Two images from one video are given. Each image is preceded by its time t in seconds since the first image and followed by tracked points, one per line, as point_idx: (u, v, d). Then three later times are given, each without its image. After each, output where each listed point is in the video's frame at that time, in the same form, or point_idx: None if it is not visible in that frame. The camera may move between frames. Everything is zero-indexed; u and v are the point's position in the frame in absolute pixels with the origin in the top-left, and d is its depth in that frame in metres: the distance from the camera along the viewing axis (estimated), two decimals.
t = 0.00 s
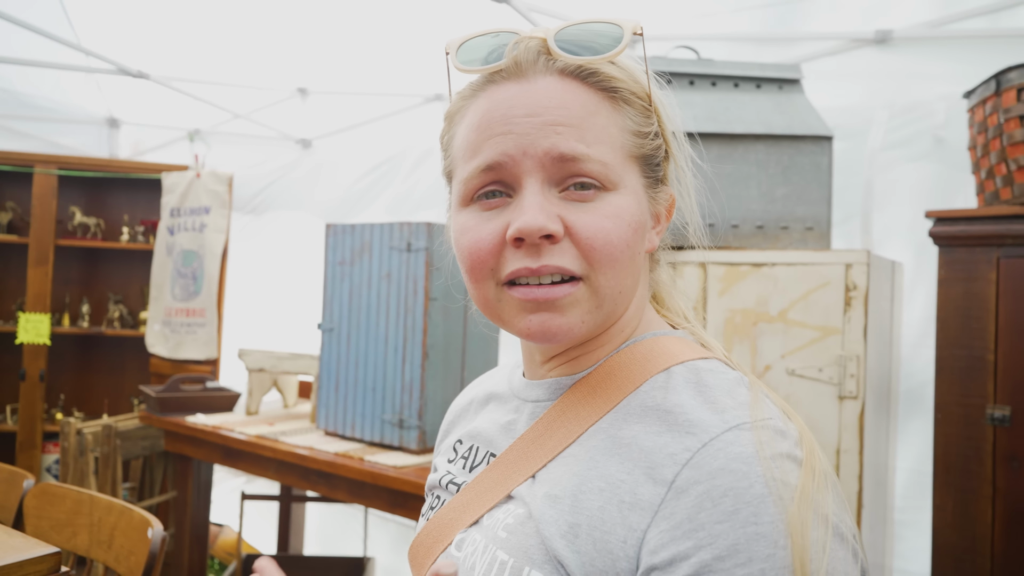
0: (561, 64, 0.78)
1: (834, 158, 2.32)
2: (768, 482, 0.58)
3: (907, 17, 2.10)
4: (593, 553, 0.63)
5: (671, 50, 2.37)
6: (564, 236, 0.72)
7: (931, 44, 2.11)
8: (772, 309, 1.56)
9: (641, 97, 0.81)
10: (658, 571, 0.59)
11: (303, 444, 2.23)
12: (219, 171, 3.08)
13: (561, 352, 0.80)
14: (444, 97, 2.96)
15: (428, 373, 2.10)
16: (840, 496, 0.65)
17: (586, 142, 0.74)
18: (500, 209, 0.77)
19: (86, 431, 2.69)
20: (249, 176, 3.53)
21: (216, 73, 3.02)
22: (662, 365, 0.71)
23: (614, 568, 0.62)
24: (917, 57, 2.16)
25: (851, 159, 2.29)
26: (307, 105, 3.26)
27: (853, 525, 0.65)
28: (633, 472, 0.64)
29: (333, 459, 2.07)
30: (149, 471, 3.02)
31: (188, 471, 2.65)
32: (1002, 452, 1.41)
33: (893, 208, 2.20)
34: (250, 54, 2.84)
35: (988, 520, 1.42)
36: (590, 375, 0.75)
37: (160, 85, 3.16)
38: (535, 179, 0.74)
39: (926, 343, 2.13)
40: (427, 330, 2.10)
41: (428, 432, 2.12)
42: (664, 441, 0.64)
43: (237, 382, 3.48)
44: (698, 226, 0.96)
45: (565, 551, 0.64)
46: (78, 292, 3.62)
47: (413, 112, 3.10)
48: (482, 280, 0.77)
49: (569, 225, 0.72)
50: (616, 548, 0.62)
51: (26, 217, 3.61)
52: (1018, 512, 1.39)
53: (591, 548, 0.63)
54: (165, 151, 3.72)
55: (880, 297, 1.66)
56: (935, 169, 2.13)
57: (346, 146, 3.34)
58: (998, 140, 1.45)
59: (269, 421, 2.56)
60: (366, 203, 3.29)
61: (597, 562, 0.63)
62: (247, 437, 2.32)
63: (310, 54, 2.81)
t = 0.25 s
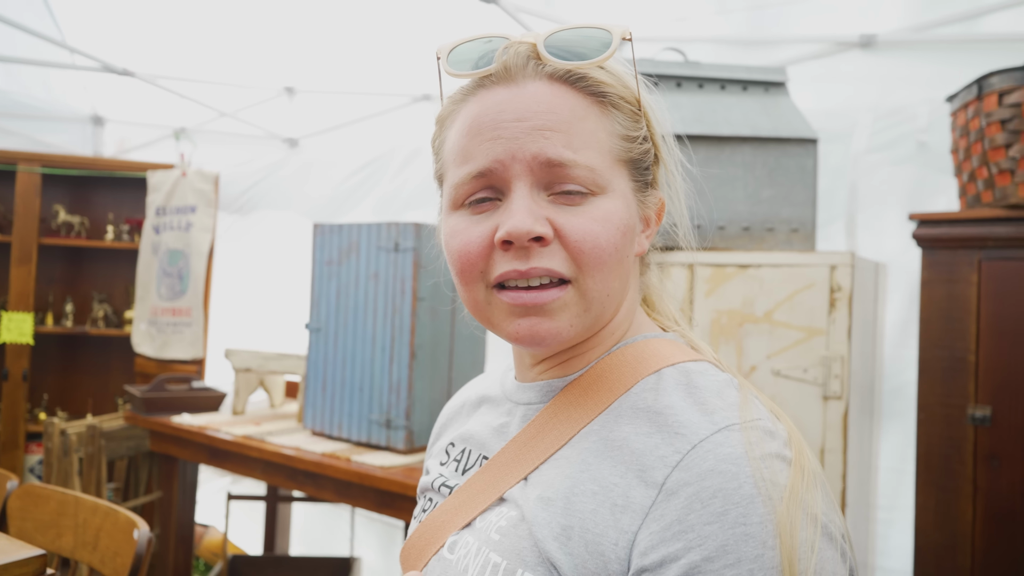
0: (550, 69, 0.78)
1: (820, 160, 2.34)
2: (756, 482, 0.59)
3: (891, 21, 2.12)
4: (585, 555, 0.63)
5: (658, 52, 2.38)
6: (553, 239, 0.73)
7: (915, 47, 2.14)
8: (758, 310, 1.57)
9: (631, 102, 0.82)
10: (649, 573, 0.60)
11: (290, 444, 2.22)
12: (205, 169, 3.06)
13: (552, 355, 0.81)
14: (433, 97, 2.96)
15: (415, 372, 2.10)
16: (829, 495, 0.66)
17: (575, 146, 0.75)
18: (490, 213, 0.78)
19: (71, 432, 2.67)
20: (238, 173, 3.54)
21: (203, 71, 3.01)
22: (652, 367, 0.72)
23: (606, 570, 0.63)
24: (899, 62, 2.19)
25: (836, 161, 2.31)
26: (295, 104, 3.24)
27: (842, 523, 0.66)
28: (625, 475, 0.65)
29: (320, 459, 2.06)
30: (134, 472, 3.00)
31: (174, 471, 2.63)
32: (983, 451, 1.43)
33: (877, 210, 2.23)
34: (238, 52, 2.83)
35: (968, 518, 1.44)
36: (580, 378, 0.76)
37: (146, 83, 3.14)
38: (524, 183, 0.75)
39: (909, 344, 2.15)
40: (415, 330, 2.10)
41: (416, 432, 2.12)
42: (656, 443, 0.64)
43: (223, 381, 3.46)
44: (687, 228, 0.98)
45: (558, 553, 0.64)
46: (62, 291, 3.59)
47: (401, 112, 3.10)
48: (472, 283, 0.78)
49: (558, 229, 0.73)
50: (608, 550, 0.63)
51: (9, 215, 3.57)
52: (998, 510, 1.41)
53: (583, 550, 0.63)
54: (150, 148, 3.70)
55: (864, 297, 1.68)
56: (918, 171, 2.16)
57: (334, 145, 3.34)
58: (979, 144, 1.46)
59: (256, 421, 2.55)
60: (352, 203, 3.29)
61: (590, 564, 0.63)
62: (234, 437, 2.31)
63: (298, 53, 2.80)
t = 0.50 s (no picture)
0: (561, 69, 0.79)
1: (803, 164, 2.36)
2: (747, 488, 0.60)
3: (874, 28, 2.15)
4: (576, 561, 0.64)
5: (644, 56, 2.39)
6: (546, 233, 0.73)
7: (896, 54, 2.17)
8: (744, 313, 1.59)
9: (636, 111, 0.83)
10: None
11: (275, 446, 2.21)
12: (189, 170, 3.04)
13: (544, 356, 0.81)
14: (419, 98, 2.96)
15: (401, 375, 2.10)
16: (818, 499, 0.67)
17: (578, 144, 0.76)
18: (487, 203, 0.78)
19: (51, 435, 2.63)
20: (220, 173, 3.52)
21: (186, 71, 2.98)
22: (643, 373, 0.72)
23: None
24: (882, 67, 2.22)
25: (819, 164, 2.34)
26: (279, 104, 3.23)
27: (831, 527, 0.67)
28: (617, 481, 0.65)
29: (305, 462, 2.05)
30: (116, 475, 2.96)
31: (156, 474, 2.61)
32: (963, 452, 1.45)
33: (860, 214, 2.25)
34: (223, 52, 2.81)
35: (949, 518, 1.46)
36: (574, 383, 0.77)
37: (129, 82, 3.11)
38: (525, 175, 0.76)
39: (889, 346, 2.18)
40: (401, 333, 2.09)
41: (401, 435, 2.11)
42: (648, 448, 0.65)
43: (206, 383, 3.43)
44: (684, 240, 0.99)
45: (549, 559, 0.64)
46: (42, 292, 3.54)
47: (387, 113, 3.10)
48: (463, 272, 0.78)
49: (552, 224, 0.73)
50: (599, 556, 0.63)
51: None
52: (978, 511, 1.43)
53: (575, 556, 0.64)
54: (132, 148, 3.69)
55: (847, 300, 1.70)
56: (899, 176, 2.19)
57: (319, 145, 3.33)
58: (960, 150, 1.49)
59: (240, 424, 2.53)
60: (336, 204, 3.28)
61: (582, 569, 0.64)
62: (218, 439, 2.29)
63: (283, 54, 2.78)
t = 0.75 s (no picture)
0: (543, 78, 0.79)
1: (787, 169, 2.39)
2: (746, 491, 0.61)
3: (856, 35, 2.18)
4: (576, 564, 0.64)
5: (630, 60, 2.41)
6: (525, 242, 0.74)
7: (878, 61, 2.20)
8: (730, 316, 1.61)
9: (622, 118, 0.83)
10: None
11: (259, 449, 2.20)
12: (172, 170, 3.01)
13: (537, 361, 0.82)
14: (405, 100, 2.96)
15: (387, 377, 2.10)
16: (815, 502, 0.68)
17: (556, 154, 0.76)
18: (471, 212, 0.80)
19: (30, 438, 2.59)
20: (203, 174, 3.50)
21: (170, 71, 2.96)
22: (640, 377, 0.73)
23: None
24: (864, 74, 2.26)
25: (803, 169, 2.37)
26: (264, 105, 3.21)
27: (828, 530, 0.68)
28: (616, 485, 0.66)
29: (291, 465, 2.04)
30: (96, 478, 2.93)
31: (138, 478, 2.58)
32: (944, 454, 1.48)
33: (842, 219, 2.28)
34: (208, 52, 2.79)
35: (930, 519, 1.48)
36: (567, 388, 0.77)
37: (112, 82, 3.09)
38: (505, 185, 0.76)
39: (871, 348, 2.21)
40: (387, 335, 2.09)
41: (387, 437, 2.11)
42: (647, 452, 0.66)
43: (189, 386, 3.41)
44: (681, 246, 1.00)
45: (549, 562, 0.65)
46: (20, 293, 3.50)
47: (372, 115, 3.09)
48: (449, 279, 0.79)
49: (531, 233, 0.74)
50: (599, 558, 0.64)
51: None
52: (958, 511, 1.46)
53: (575, 558, 0.64)
54: (114, 148, 3.68)
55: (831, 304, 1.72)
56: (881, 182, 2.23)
57: (304, 146, 3.32)
58: (942, 157, 1.52)
59: (224, 426, 2.51)
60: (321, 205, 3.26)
61: (582, 572, 0.64)
62: (201, 442, 2.28)
63: (269, 55, 2.77)
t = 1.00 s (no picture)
0: (549, 89, 0.81)
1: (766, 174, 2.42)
2: (742, 490, 0.62)
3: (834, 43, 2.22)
4: (577, 563, 0.66)
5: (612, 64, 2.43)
6: (528, 250, 0.75)
7: (855, 69, 2.24)
8: (712, 319, 1.63)
9: (625, 130, 0.84)
10: None
11: (240, 452, 2.18)
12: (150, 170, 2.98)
13: (536, 366, 0.83)
14: (387, 102, 2.96)
15: (370, 380, 2.10)
16: (807, 502, 0.69)
17: (560, 164, 0.77)
18: (473, 218, 0.80)
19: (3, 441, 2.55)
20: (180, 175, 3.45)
21: (149, 70, 2.93)
22: (636, 380, 0.75)
23: None
24: (842, 81, 2.29)
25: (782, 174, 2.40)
26: (243, 105, 3.19)
27: (820, 529, 0.69)
28: (615, 486, 0.67)
29: (273, 467, 2.03)
30: (71, 482, 2.88)
31: (115, 481, 2.55)
32: (920, 454, 1.51)
33: (820, 223, 2.33)
34: (188, 51, 2.77)
35: (906, 519, 1.52)
36: (565, 391, 0.78)
37: (89, 80, 3.05)
38: (508, 193, 0.77)
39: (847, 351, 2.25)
40: (371, 338, 2.09)
41: (370, 440, 2.11)
42: (644, 454, 0.67)
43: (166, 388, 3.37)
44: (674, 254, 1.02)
45: (549, 562, 0.66)
46: None
47: (354, 116, 3.09)
48: (450, 283, 0.80)
49: (534, 241, 0.75)
50: (599, 558, 0.65)
51: None
52: (933, 511, 1.49)
53: (575, 558, 0.66)
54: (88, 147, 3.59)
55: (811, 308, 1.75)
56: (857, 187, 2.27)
57: (285, 146, 3.30)
58: (918, 164, 1.55)
59: (204, 429, 2.49)
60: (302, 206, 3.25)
61: (582, 572, 0.65)
62: (182, 445, 2.25)
63: (250, 55, 2.76)
